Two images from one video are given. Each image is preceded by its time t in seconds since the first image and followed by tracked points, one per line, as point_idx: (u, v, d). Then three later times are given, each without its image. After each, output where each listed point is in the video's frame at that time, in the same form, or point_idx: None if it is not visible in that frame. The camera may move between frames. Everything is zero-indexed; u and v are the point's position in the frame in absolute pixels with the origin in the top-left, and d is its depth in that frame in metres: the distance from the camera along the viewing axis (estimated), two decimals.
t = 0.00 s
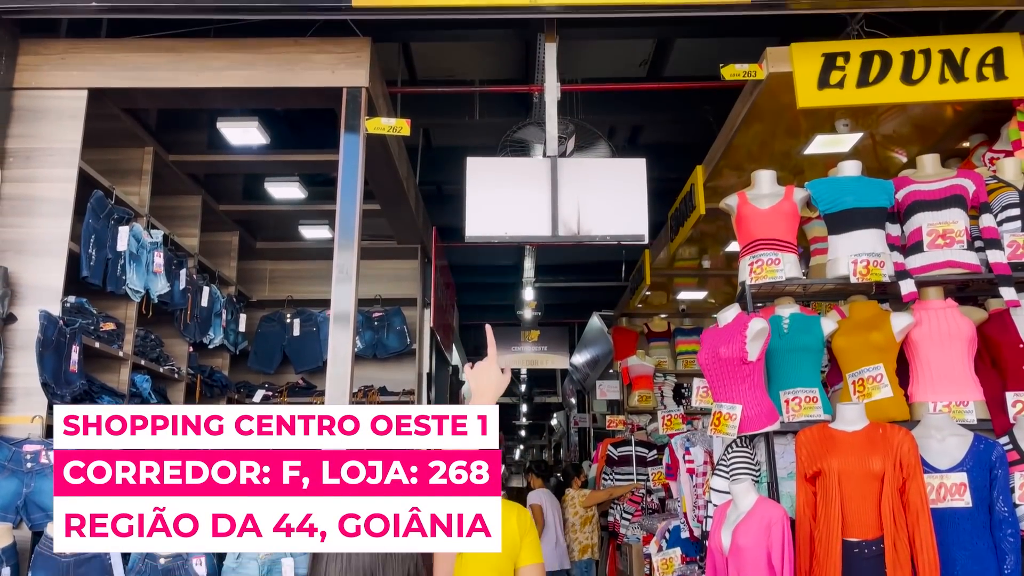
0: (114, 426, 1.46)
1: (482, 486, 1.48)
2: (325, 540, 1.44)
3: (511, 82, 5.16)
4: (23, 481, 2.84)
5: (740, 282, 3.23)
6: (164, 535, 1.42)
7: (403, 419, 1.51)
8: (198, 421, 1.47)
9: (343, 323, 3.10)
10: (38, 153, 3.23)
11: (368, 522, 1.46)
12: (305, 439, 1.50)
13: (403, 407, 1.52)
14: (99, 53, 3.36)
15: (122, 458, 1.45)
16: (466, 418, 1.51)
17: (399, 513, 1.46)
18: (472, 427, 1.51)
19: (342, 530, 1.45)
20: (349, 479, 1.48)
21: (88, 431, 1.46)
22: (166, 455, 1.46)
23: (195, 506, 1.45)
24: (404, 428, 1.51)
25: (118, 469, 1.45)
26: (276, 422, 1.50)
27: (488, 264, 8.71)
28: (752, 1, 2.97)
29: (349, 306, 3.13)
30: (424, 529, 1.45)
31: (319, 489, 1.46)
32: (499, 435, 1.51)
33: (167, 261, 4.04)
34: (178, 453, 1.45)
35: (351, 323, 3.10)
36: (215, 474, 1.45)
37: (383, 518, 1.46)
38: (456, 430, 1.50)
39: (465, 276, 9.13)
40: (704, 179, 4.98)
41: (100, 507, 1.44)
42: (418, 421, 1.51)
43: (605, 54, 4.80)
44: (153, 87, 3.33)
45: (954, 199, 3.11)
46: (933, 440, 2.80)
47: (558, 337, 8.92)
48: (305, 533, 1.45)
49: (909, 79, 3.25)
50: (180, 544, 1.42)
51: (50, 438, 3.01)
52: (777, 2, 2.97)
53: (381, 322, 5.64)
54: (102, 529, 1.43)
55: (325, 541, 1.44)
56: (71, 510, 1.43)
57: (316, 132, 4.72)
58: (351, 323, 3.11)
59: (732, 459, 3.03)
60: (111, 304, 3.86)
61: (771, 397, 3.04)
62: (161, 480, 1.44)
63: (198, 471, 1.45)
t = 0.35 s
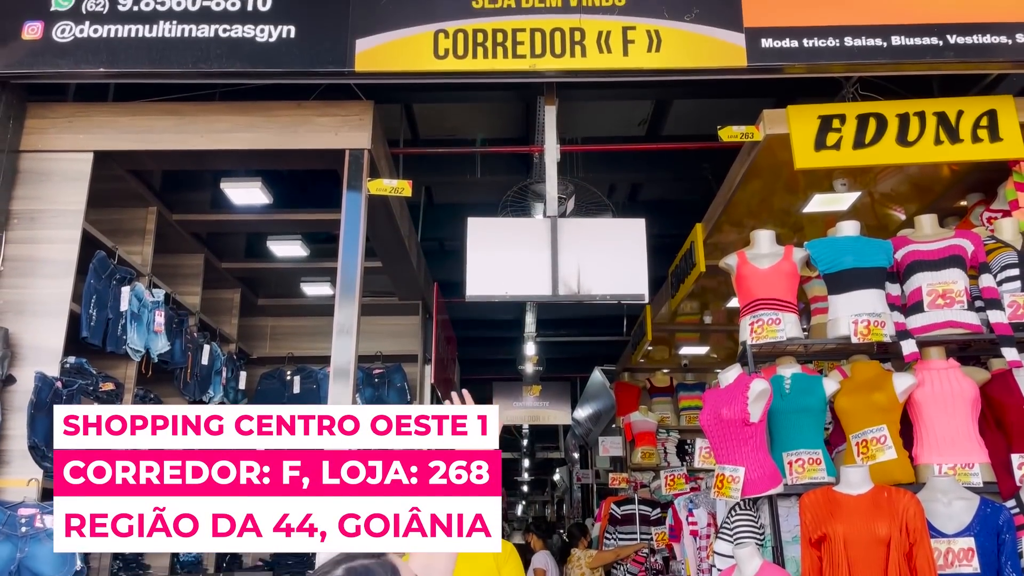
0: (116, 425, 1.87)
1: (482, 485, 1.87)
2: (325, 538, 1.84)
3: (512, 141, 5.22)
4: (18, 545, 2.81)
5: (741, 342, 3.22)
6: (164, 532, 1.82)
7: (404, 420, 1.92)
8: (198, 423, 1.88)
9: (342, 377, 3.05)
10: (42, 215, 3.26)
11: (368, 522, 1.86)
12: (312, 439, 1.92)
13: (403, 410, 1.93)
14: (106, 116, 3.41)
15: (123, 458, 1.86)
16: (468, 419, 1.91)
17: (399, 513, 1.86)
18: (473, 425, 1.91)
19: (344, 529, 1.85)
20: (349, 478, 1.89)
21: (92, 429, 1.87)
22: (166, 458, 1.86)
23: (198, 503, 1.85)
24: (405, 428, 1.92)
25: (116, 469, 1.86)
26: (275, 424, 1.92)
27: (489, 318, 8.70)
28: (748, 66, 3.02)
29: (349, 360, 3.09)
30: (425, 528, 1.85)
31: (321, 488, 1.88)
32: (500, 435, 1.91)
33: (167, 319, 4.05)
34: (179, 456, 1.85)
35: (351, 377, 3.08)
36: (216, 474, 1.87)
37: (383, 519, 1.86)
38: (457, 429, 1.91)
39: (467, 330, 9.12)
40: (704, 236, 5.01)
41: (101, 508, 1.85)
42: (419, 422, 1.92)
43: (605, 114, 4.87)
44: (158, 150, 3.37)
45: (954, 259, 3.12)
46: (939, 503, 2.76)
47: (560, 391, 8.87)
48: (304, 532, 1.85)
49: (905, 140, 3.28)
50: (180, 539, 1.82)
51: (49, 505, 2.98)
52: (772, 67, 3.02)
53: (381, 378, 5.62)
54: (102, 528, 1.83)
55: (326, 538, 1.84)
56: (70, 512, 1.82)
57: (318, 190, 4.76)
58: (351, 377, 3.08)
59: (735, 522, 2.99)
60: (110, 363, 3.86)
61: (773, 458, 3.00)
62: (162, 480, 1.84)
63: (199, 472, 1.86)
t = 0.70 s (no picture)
0: (117, 428, 2.47)
1: (481, 483, 2.46)
2: (327, 524, 2.45)
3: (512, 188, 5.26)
4: None
5: (741, 389, 3.20)
6: (172, 521, 2.41)
7: (403, 421, 2.55)
8: (201, 428, 2.46)
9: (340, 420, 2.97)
10: (43, 262, 3.27)
11: (370, 515, 2.48)
12: (314, 440, 2.55)
13: (403, 413, 2.56)
14: (108, 165, 3.44)
15: (122, 459, 2.44)
16: (467, 420, 2.51)
17: (399, 505, 2.47)
18: (469, 426, 2.52)
19: (346, 516, 2.47)
20: (348, 472, 2.50)
21: (90, 429, 2.47)
22: (171, 459, 2.45)
23: (198, 503, 2.43)
24: (405, 429, 2.55)
25: (120, 469, 2.43)
26: (276, 426, 2.52)
27: (490, 362, 8.67)
28: (745, 115, 3.05)
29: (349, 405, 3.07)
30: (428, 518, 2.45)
31: (322, 480, 2.47)
32: (498, 435, 2.48)
33: (166, 366, 4.04)
34: (184, 458, 2.44)
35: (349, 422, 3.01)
36: (216, 474, 2.46)
37: (384, 510, 2.48)
38: (454, 429, 2.52)
39: (467, 374, 9.10)
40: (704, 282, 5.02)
41: (102, 509, 2.42)
42: (417, 424, 2.54)
43: (603, 161, 4.92)
44: (160, 198, 3.39)
45: (953, 306, 3.12)
46: (944, 554, 2.75)
47: (561, 436, 8.80)
48: (307, 520, 2.45)
49: (902, 188, 3.30)
50: (189, 526, 2.40)
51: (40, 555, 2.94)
52: (768, 116, 3.05)
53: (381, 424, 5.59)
54: (108, 524, 2.40)
55: (329, 524, 2.45)
56: (75, 510, 2.40)
57: (318, 236, 4.78)
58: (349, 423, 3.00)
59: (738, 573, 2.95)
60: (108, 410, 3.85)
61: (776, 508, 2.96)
62: (171, 476, 2.43)
63: (203, 470, 2.45)
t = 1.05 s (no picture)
0: (116, 428, 2.69)
1: (482, 484, 2.63)
2: (324, 529, 2.60)
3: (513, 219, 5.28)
4: None
5: (743, 422, 3.19)
6: (167, 528, 2.57)
7: (403, 421, 2.73)
8: (199, 423, 2.68)
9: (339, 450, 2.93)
10: (44, 294, 3.27)
11: (369, 518, 2.62)
12: (314, 441, 2.70)
13: (403, 414, 2.73)
14: (111, 197, 3.46)
15: (123, 460, 2.64)
16: (468, 420, 2.69)
17: (400, 508, 2.62)
18: (473, 424, 2.68)
19: (345, 525, 2.61)
20: (349, 474, 2.65)
21: (92, 430, 2.72)
22: (168, 460, 2.64)
23: (198, 504, 2.60)
24: (405, 429, 2.72)
25: (119, 470, 2.64)
26: (276, 424, 2.70)
27: (491, 393, 8.64)
28: (744, 147, 3.07)
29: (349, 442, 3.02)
30: (427, 523, 2.60)
31: (321, 483, 2.63)
32: (497, 435, 2.66)
33: (166, 397, 4.03)
34: (182, 458, 2.64)
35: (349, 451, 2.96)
36: (217, 474, 2.63)
37: (383, 514, 2.62)
38: (457, 429, 2.70)
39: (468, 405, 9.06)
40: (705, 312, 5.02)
41: (103, 509, 2.61)
42: (420, 424, 2.72)
43: (604, 192, 4.94)
44: (162, 229, 3.40)
45: (955, 338, 3.12)
46: None
47: (563, 468, 8.73)
48: (304, 527, 2.60)
49: (902, 219, 3.31)
50: (183, 533, 2.56)
51: None
52: (768, 148, 3.07)
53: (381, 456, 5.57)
54: (103, 527, 2.60)
55: (325, 534, 2.60)
56: (72, 512, 2.60)
57: (320, 268, 4.79)
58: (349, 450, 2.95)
59: None
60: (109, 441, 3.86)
61: (780, 542, 2.94)
62: (169, 477, 2.62)
63: (201, 471, 2.63)
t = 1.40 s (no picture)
0: (116, 428, 2.70)
1: (482, 484, 2.62)
2: (323, 529, 2.59)
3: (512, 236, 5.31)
4: None
5: (743, 438, 3.19)
6: (166, 527, 2.57)
7: (403, 420, 2.73)
8: (198, 422, 2.69)
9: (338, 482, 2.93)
10: (45, 311, 3.28)
11: (368, 517, 2.61)
12: (314, 440, 2.70)
13: (404, 413, 2.73)
14: (113, 214, 3.47)
15: (123, 460, 2.65)
16: (468, 419, 2.70)
17: (400, 507, 2.62)
18: (473, 424, 2.69)
19: (344, 525, 2.60)
20: (349, 474, 2.66)
21: (92, 430, 2.73)
22: (168, 460, 2.64)
23: (198, 504, 2.60)
24: (405, 429, 2.72)
25: (119, 469, 2.64)
26: (277, 424, 2.72)
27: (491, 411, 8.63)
28: (743, 164, 3.09)
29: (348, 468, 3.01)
30: (427, 522, 2.60)
31: (320, 483, 2.64)
32: (497, 435, 2.67)
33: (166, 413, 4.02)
34: (182, 458, 2.64)
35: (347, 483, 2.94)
36: (217, 474, 2.63)
37: (383, 514, 2.62)
38: (457, 428, 2.71)
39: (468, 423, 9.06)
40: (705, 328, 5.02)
41: (103, 509, 2.62)
42: (420, 424, 2.72)
43: (603, 209, 4.97)
44: (163, 246, 3.42)
45: (954, 354, 3.12)
46: None
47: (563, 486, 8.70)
48: (303, 527, 2.60)
49: (900, 235, 3.32)
50: (183, 533, 2.56)
51: None
52: (766, 164, 3.09)
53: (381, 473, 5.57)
54: (103, 526, 2.60)
55: (324, 534, 2.59)
56: (72, 511, 2.62)
57: (321, 285, 4.80)
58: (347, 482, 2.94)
59: None
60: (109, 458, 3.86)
61: (780, 558, 2.93)
62: (169, 477, 2.62)
63: (201, 470, 2.63)
